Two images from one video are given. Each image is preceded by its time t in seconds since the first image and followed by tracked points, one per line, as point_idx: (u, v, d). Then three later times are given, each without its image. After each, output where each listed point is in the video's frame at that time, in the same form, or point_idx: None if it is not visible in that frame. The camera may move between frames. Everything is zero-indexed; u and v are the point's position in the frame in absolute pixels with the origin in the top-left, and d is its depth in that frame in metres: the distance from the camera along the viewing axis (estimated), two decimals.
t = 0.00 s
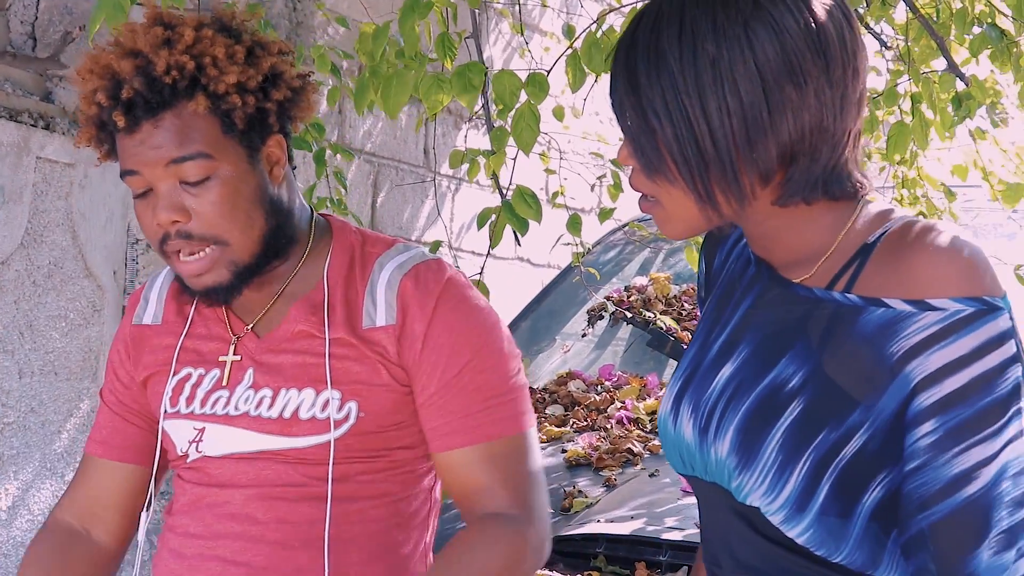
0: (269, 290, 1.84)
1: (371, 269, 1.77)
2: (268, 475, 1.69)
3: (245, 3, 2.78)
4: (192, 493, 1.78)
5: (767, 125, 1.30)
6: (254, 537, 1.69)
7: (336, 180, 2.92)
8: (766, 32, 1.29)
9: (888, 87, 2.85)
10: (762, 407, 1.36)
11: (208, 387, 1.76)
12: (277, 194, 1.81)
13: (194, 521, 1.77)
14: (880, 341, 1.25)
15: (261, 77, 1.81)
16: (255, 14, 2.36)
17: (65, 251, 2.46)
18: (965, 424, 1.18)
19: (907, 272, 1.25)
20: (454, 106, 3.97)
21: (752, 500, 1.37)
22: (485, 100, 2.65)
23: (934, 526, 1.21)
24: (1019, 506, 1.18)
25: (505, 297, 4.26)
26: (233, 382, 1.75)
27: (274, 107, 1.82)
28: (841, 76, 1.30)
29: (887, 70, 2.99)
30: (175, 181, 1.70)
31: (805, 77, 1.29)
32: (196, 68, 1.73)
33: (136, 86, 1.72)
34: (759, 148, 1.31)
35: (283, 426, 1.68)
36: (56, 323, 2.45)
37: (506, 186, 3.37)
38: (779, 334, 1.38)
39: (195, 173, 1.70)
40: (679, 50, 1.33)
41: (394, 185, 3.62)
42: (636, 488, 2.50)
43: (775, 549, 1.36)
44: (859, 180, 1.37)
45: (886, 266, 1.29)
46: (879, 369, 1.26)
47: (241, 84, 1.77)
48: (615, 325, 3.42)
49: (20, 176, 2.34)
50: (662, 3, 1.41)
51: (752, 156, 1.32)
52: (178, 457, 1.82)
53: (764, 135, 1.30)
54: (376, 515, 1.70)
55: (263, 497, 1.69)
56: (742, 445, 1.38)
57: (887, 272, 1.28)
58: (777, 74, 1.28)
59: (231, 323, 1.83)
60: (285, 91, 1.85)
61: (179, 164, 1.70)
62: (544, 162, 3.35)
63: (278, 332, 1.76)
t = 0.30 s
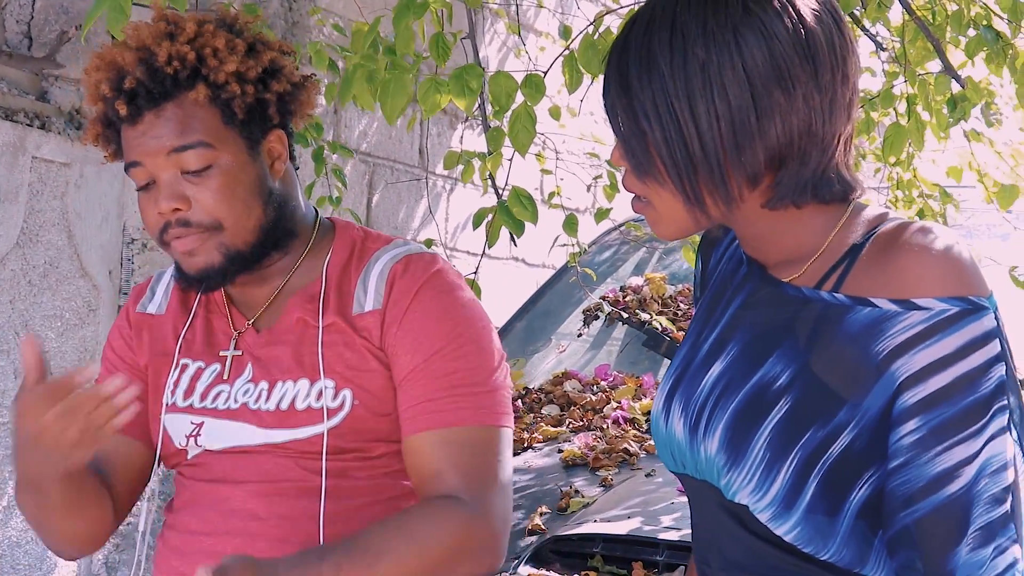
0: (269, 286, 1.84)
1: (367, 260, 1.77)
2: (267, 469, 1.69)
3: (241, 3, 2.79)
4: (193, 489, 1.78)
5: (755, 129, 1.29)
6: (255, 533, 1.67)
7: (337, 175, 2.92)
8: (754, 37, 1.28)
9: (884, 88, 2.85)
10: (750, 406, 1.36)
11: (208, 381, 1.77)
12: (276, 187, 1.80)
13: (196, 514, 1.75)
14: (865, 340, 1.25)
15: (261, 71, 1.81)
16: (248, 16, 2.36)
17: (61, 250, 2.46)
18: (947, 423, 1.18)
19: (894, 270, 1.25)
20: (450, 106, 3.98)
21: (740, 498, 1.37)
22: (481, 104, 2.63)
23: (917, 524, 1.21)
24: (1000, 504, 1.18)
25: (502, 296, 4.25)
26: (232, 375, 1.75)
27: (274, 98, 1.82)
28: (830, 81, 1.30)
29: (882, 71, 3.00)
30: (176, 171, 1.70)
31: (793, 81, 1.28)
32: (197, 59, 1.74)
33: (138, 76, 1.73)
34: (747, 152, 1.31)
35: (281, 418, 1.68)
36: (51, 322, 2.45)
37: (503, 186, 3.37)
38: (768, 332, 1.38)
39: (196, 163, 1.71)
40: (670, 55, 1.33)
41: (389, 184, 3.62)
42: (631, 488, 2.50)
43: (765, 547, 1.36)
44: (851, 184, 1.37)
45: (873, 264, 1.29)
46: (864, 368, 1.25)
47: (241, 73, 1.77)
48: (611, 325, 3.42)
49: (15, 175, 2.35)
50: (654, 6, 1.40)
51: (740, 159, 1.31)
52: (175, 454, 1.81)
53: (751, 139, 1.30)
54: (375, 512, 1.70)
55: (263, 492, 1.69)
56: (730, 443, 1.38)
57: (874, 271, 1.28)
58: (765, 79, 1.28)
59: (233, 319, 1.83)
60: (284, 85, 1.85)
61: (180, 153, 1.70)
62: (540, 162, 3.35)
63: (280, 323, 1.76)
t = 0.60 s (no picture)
0: (272, 290, 1.85)
1: (369, 265, 1.77)
2: (268, 475, 1.69)
3: (241, 6, 2.79)
4: (193, 494, 1.78)
5: (757, 135, 1.30)
6: (256, 539, 1.68)
7: (336, 176, 2.92)
8: (755, 43, 1.29)
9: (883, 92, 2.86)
10: (752, 409, 1.36)
11: (209, 382, 1.77)
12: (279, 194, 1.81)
13: (197, 523, 1.76)
14: (865, 343, 1.26)
15: (263, 78, 1.81)
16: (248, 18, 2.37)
17: (61, 252, 2.47)
18: (948, 426, 1.18)
19: (893, 273, 1.26)
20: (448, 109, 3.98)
21: (743, 501, 1.38)
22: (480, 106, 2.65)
23: (917, 526, 1.21)
24: (1000, 505, 1.18)
25: (500, 299, 4.25)
26: (234, 377, 1.76)
27: (276, 105, 1.83)
28: (831, 86, 1.30)
29: (880, 75, 3.01)
30: (180, 181, 1.70)
31: (794, 87, 1.29)
32: (198, 68, 1.73)
33: (139, 87, 1.72)
34: (750, 158, 1.31)
35: (283, 424, 1.68)
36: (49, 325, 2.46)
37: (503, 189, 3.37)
38: (769, 336, 1.38)
39: (199, 172, 1.70)
40: (672, 61, 1.34)
41: (388, 187, 3.62)
42: (631, 490, 2.50)
43: (767, 550, 1.36)
44: (850, 189, 1.37)
45: (873, 268, 1.29)
46: (865, 371, 1.26)
47: (243, 83, 1.77)
48: (610, 328, 3.43)
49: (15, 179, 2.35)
50: (655, 12, 1.41)
51: (742, 164, 1.32)
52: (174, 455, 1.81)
53: (753, 144, 1.30)
54: (377, 517, 1.70)
55: (263, 498, 1.69)
56: (732, 446, 1.38)
57: (874, 275, 1.29)
58: (766, 84, 1.29)
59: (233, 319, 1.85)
60: (286, 91, 1.85)
61: (182, 163, 1.69)
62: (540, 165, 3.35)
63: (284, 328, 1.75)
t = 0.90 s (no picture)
0: (276, 297, 1.85)
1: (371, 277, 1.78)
2: (269, 483, 1.69)
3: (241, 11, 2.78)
4: (194, 501, 1.78)
5: (760, 139, 1.31)
6: (257, 546, 1.68)
7: (333, 180, 2.93)
8: (758, 48, 1.30)
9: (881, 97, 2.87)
10: (755, 414, 1.37)
11: (208, 396, 1.77)
12: (288, 204, 1.81)
13: (198, 527, 1.76)
14: (869, 348, 1.26)
15: (277, 89, 1.82)
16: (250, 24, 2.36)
17: (61, 259, 2.46)
18: (951, 429, 1.19)
19: (896, 279, 1.26)
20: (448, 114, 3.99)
21: (746, 506, 1.38)
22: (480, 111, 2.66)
23: (921, 529, 1.22)
24: (1003, 508, 1.18)
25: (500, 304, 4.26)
26: (232, 391, 1.76)
27: (289, 117, 1.83)
28: (832, 91, 1.32)
29: (878, 80, 3.02)
30: (190, 192, 1.71)
31: (796, 92, 1.30)
32: (212, 80, 1.74)
33: (152, 97, 1.72)
34: (753, 162, 1.32)
35: (282, 436, 1.68)
36: (51, 331, 2.45)
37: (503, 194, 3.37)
38: (773, 341, 1.39)
39: (210, 182, 1.72)
40: (675, 67, 1.34)
41: (388, 193, 3.63)
42: (631, 495, 2.50)
43: (770, 553, 1.37)
44: (850, 193, 1.39)
45: (875, 275, 1.30)
46: (868, 376, 1.27)
47: (257, 96, 1.77)
48: (609, 332, 3.43)
49: (16, 184, 2.35)
50: (657, 19, 1.42)
51: (745, 169, 1.33)
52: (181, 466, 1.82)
53: (757, 148, 1.31)
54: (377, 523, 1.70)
55: (264, 505, 1.69)
56: (735, 451, 1.38)
57: (876, 282, 1.29)
58: (769, 89, 1.30)
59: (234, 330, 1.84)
60: (299, 103, 1.86)
61: (194, 173, 1.71)
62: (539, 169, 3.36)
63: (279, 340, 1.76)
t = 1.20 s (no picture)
0: (278, 303, 1.84)
1: (378, 278, 1.76)
2: (280, 490, 1.69)
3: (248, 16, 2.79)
4: (205, 508, 1.79)
5: (771, 139, 1.31)
6: (268, 552, 1.68)
7: (340, 185, 2.94)
8: (769, 49, 1.30)
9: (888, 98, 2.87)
10: (767, 415, 1.37)
11: (218, 401, 1.76)
12: (281, 207, 1.80)
13: (209, 537, 1.77)
14: (880, 349, 1.26)
15: (264, 93, 1.80)
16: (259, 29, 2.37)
17: (70, 263, 2.46)
18: (963, 430, 1.19)
19: (907, 281, 1.26)
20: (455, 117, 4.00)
21: (758, 506, 1.38)
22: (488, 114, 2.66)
23: (932, 530, 1.22)
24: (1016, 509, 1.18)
25: (507, 307, 4.27)
26: (242, 395, 1.75)
27: (278, 121, 1.81)
28: (843, 92, 1.32)
29: (886, 80, 3.02)
30: (179, 197, 1.70)
31: (807, 92, 1.30)
32: (197, 84, 1.72)
33: (137, 104, 1.72)
34: (764, 162, 1.32)
35: (294, 440, 1.68)
36: (61, 335, 2.46)
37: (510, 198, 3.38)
38: (784, 343, 1.39)
39: (199, 188, 1.70)
40: (686, 68, 1.35)
41: (396, 197, 3.64)
42: (639, 497, 2.51)
43: (780, 554, 1.37)
44: (860, 194, 1.39)
45: (886, 277, 1.30)
46: (879, 377, 1.27)
47: (244, 100, 1.75)
48: (616, 335, 3.46)
49: (26, 189, 2.35)
50: (667, 21, 1.42)
51: (757, 169, 1.33)
52: (191, 470, 1.82)
53: (768, 148, 1.31)
54: (390, 528, 1.70)
55: (275, 512, 1.69)
56: (747, 452, 1.39)
57: (887, 284, 1.29)
58: (780, 89, 1.30)
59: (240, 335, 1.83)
60: (289, 106, 1.83)
61: (182, 179, 1.69)
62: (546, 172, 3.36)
63: (286, 345, 1.75)
